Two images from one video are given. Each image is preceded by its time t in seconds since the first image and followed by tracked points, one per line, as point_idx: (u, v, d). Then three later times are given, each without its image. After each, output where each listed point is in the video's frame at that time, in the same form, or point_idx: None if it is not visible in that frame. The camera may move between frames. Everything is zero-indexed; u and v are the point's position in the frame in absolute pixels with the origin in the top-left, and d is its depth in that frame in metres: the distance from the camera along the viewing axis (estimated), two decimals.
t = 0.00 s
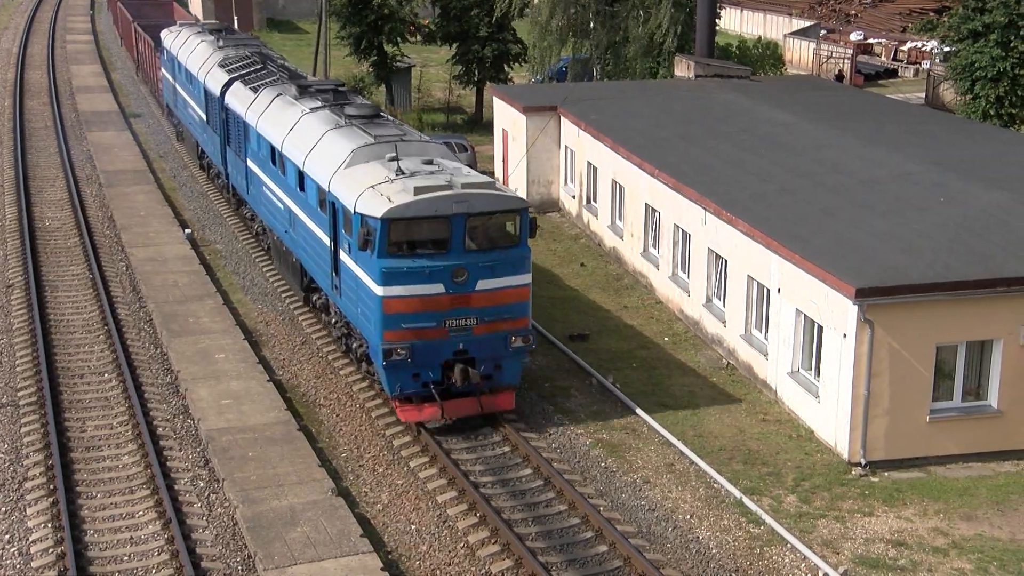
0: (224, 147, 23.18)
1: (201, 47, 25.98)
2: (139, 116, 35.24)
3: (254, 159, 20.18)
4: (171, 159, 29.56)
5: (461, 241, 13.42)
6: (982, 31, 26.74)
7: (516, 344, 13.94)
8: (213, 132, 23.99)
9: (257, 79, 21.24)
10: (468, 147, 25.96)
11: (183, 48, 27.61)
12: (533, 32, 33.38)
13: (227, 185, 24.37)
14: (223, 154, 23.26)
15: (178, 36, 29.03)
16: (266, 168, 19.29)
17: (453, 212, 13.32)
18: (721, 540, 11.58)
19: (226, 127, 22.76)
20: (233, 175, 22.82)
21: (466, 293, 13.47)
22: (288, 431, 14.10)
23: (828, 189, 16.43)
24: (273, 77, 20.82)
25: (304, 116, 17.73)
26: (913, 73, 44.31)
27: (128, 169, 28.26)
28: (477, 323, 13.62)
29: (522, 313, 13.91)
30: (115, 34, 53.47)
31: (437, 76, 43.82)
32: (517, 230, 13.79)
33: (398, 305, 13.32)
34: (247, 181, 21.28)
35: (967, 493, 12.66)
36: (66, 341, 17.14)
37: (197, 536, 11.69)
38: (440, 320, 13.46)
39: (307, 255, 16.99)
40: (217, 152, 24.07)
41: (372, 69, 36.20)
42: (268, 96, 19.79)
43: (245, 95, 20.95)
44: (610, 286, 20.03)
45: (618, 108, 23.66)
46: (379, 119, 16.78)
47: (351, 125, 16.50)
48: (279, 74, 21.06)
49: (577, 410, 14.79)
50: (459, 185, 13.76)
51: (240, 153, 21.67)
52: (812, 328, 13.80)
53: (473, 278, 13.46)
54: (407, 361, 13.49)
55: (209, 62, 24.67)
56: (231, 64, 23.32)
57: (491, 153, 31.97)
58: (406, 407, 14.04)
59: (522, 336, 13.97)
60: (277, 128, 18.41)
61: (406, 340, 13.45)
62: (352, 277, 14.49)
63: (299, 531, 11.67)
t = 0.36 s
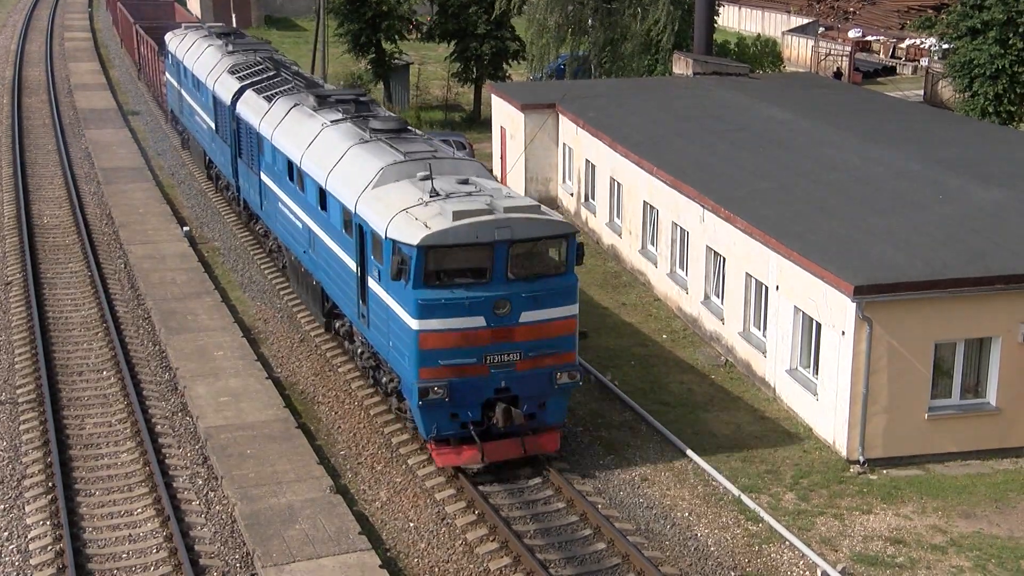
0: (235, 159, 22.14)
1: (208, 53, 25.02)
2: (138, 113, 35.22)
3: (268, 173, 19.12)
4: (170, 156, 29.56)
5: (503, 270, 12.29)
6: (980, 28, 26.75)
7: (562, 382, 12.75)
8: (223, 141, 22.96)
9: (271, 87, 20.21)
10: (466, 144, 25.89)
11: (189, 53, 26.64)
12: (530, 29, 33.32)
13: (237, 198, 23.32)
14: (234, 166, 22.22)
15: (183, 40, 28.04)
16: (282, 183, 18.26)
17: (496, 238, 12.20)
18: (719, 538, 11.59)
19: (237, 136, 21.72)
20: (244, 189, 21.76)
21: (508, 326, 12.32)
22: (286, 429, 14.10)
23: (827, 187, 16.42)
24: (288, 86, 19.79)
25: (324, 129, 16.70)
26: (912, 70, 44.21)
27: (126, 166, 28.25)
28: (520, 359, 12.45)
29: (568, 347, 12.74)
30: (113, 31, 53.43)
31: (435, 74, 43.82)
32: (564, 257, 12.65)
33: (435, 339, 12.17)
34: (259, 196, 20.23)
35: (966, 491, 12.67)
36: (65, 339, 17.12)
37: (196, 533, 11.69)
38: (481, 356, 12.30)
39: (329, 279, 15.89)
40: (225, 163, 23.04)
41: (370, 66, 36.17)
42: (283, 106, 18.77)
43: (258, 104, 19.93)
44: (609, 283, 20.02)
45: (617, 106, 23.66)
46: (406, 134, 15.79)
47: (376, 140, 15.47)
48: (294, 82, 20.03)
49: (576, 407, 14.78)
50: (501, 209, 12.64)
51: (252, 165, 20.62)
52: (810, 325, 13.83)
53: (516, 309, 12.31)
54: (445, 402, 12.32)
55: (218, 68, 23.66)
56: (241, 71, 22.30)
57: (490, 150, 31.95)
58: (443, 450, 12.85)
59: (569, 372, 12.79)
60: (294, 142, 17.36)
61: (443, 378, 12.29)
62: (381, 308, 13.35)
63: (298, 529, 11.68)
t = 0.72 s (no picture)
0: (247, 170, 20.98)
1: (218, 58, 23.97)
2: (138, 110, 35.21)
3: (285, 188, 17.98)
4: (169, 153, 29.56)
5: (556, 304, 11.17)
6: (980, 25, 26.73)
7: (618, 425, 11.62)
8: (234, 151, 21.81)
9: (287, 96, 19.07)
10: (466, 141, 25.95)
11: (198, 58, 25.53)
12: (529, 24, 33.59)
13: (249, 211, 22.20)
14: (246, 178, 21.10)
15: (192, 44, 26.96)
16: (300, 199, 17.10)
17: (549, 269, 11.06)
18: (719, 534, 11.59)
19: (249, 147, 20.59)
20: (257, 203, 20.61)
21: (562, 366, 11.20)
22: (286, 425, 14.10)
23: (826, 183, 16.42)
24: (305, 94, 18.66)
25: (348, 141, 15.54)
26: (912, 67, 44.01)
27: (126, 163, 28.24)
28: (573, 401, 11.33)
29: (625, 388, 11.61)
30: (112, 29, 53.38)
31: (435, 71, 43.79)
32: (622, 290, 11.53)
33: (482, 381, 11.02)
34: (275, 211, 19.08)
35: (965, 487, 12.67)
36: (64, 336, 17.11)
37: (195, 530, 11.69)
38: (531, 398, 11.17)
39: (354, 305, 14.75)
40: (237, 174, 21.92)
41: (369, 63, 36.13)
42: (301, 115, 17.63)
43: (273, 112, 18.80)
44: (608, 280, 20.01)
45: (616, 102, 23.66)
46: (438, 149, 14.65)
47: (405, 156, 14.33)
48: (312, 90, 18.90)
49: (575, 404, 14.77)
50: (551, 235, 11.47)
51: (267, 179, 19.47)
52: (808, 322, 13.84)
53: (570, 346, 11.20)
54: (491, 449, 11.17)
55: (230, 73, 22.53)
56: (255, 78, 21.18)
57: (489, 146, 31.94)
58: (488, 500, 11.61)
59: (626, 415, 11.65)
60: (314, 155, 16.21)
61: (490, 423, 11.15)
62: (418, 342, 12.17)
63: (298, 526, 11.68)
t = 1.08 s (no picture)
0: (263, 187, 19.83)
1: (229, 65, 23.00)
2: (137, 109, 35.21)
3: (307, 207, 16.85)
4: (168, 151, 29.56)
5: (621, 348, 10.02)
6: (979, 23, 26.73)
7: (687, 480, 10.46)
8: (249, 164, 20.67)
9: (308, 108, 17.95)
10: (464, 139, 25.84)
11: (209, 65, 24.42)
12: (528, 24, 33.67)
13: (264, 229, 21.04)
14: (262, 195, 19.97)
15: (203, 50, 25.84)
16: (324, 220, 15.97)
17: (614, 310, 9.90)
18: (718, 533, 11.59)
19: (265, 162, 19.45)
20: (274, 220, 19.48)
21: (627, 417, 10.04)
22: (286, 424, 14.10)
23: (825, 182, 16.41)
24: (329, 108, 17.53)
25: (379, 160, 14.40)
26: (911, 65, 43.89)
27: (125, 162, 28.23)
28: (639, 455, 10.17)
29: (696, 438, 10.45)
30: (111, 27, 53.35)
31: (434, 69, 43.78)
32: (692, 332, 10.37)
33: (538, 434, 9.87)
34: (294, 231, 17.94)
35: (964, 486, 12.68)
36: (64, 335, 17.10)
37: (195, 529, 11.69)
38: (593, 453, 10.01)
39: (386, 338, 13.61)
40: (251, 189, 20.80)
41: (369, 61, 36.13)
42: (326, 130, 16.52)
43: (294, 126, 17.69)
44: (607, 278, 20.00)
45: (615, 101, 23.65)
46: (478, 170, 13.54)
47: (443, 179, 13.19)
48: (335, 102, 17.81)
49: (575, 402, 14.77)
50: (613, 269, 10.29)
51: (286, 197, 18.30)
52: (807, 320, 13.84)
53: (636, 394, 10.04)
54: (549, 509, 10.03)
55: (245, 82, 21.39)
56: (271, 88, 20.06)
57: (489, 145, 31.94)
58: (544, 563, 10.47)
59: (696, 468, 10.49)
60: (341, 174, 15.09)
61: (548, 480, 10.00)
62: (463, 387, 11.03)
63: (298, 524, 11.68)
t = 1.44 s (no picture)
0: (279, 205, 18.76)
1: (239, 72, 21.98)
2: (134, 108, 35.17)
3: (329, 228, 15.81)
4: (166, 150, 29.55)
5: (700, 404, 9.06)
6: (977, 22, 26.74)
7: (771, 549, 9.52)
8: (262, 179, 19.62)
9: (330, 123, 16.89)
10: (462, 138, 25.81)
11: (218, 72, 23.36)
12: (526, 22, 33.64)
13: (277, 247, 20.02)
14: (276, 213, 18.90)
15: (211, 54, 24.77)
16: (349, 244, 14.91)
17: (694, 361, 8.92)
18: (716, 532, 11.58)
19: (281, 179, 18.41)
20: (290, 240, 18.42)
21: (707, 481, 9.09)
22: (284, 423, 14.10)
23: (824, 181, 16.40)
24: (352, 123, 16.49)
25: (412, 183, 13.36)
26: (909, 64, 43.86)
27: (123, 160, 28.20)
28: (719, 523, 9.23)
29: (780, 503, 9.53)
30: (109, 26, 53.28)
31: (432, 69, 43.75)
32: (777, 384, 9.42)
33: (609, 501, 8.92)
34: (314, 253, 16.88)
35: (962, 484, 12.69)
36: (62, 334, 17.08)
37: (193, 528, 11.69)
38: (669, 521, 9.07)
39: (422, 378, 12.58)
40: (264, 205, 19.74)
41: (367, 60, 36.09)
42: (351, 147, 15.46)
43: (315, 142, 16.63)
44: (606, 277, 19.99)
45: (614, 100, 23.64)
46: (524, 196, 12.50)
47: (486, 205, 12.14)
48: (358, 116, 16.74)
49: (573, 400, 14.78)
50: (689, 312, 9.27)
51: (305, 217, 17.22)
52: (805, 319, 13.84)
53: (718, 456, 9.10)
54: None
55: (257, 91, 20.33)
56: (287, 99, 19.00)
57: (487, 144, 31.94)
58: None
59: (780, 535, 9.55)
60: (369, 195, 14.04)
61: (620, 551, 9.05)
62: (518, 442, 10.07)
63: (296, 523, 11.68)
